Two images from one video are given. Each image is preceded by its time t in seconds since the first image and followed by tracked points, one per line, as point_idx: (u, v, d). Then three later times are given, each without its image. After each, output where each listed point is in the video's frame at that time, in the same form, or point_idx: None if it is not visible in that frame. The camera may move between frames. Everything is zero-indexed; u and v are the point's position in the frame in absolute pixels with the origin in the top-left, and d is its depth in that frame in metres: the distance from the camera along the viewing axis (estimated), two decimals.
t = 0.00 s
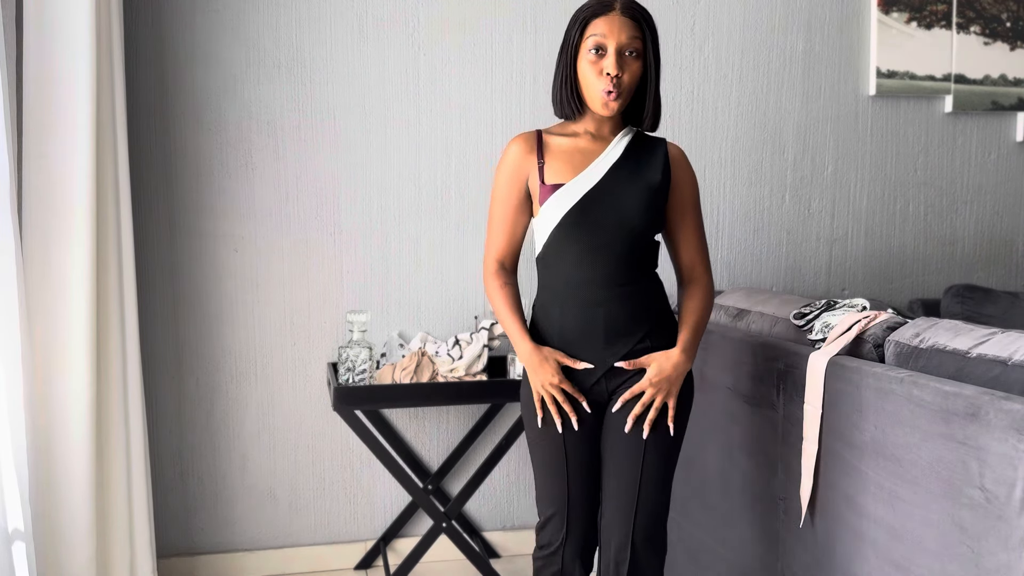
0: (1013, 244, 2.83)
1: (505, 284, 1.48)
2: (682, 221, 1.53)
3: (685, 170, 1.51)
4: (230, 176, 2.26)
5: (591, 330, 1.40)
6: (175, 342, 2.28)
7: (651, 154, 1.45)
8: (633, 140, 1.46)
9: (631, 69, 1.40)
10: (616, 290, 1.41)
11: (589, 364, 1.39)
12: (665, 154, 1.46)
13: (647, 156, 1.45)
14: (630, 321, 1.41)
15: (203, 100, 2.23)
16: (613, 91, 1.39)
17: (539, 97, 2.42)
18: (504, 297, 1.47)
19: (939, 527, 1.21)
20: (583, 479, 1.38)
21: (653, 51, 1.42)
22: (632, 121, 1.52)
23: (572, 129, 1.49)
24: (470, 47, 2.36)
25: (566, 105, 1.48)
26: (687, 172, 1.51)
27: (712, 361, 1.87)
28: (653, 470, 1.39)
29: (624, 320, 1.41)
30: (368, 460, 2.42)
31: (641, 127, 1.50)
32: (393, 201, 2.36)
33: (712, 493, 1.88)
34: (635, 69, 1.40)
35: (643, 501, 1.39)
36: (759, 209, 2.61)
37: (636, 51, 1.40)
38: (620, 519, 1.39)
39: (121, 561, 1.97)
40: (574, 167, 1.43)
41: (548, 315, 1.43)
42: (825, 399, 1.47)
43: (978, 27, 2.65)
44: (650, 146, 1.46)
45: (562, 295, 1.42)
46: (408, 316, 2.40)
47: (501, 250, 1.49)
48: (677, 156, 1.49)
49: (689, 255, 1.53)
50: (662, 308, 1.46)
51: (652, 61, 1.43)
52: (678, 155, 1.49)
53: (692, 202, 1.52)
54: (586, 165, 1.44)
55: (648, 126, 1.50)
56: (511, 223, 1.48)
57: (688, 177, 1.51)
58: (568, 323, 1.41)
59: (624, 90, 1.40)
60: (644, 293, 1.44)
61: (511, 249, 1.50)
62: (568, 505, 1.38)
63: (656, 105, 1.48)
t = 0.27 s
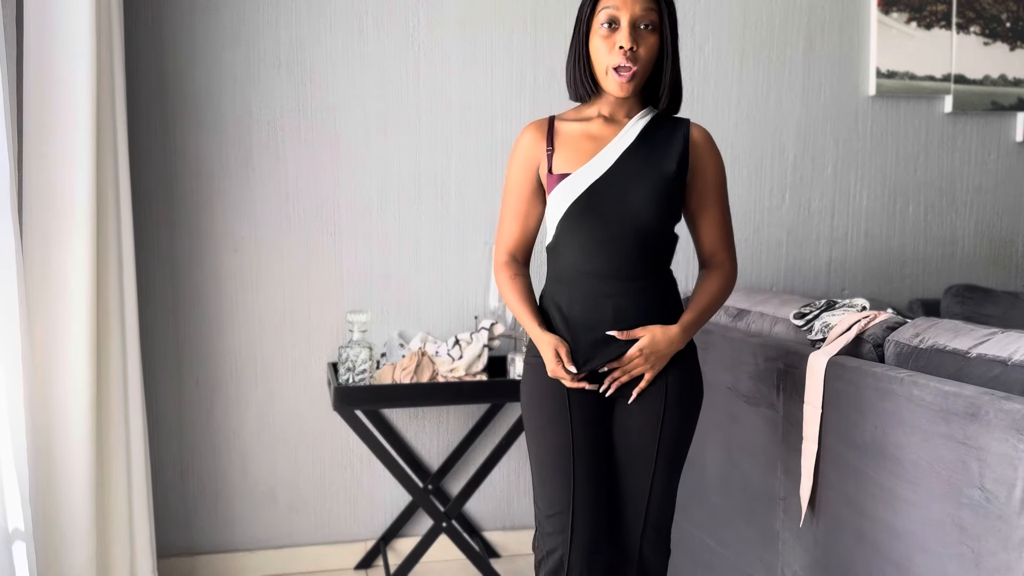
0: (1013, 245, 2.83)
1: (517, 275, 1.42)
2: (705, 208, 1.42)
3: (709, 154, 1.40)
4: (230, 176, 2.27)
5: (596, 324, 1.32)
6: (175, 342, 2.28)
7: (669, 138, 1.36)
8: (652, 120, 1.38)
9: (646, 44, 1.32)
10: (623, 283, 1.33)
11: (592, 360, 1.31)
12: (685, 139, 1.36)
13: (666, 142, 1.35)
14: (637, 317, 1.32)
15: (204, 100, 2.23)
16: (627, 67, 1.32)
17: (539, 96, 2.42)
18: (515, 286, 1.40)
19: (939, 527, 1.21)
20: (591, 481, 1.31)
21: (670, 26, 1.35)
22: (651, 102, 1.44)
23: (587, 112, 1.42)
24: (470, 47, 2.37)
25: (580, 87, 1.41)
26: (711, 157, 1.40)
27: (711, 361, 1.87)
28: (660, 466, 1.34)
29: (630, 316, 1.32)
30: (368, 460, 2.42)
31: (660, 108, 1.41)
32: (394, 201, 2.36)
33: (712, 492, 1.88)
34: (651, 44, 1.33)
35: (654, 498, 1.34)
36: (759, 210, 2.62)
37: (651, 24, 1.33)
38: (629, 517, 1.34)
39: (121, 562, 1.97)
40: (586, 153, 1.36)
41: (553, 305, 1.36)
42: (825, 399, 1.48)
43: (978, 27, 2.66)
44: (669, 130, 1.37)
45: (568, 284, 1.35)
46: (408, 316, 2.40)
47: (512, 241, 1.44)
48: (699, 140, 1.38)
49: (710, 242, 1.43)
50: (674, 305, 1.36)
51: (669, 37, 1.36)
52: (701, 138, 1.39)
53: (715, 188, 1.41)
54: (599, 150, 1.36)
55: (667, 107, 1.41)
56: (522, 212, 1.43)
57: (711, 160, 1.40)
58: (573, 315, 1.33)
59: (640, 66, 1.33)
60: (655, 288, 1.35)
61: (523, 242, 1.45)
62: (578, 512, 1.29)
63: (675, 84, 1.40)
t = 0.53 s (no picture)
0: (1013, 245, 2.83)
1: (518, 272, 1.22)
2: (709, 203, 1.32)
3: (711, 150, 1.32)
4: (230, 177, 2.26)
5: (612, 333, 1.20)
6: (174, 343, 2.27)
7: (678, 131, 1.26)
8: (656, 113, 1.27)
9: (648, 31, 1.22)
10: (642, 286, 1.21)
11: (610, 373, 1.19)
12: (693, 132, 1.27)
13: (676, 134, 1.25)
14: (656, 323, 1.22)
15: (204, 100, 2.23)
16: (628, 55, 1.22)
17: (540, 96, 2.42)
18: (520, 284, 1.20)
19: (939, 527, 1.21)
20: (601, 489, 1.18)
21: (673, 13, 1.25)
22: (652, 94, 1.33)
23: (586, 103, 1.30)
24: (471, 47, 2.37)
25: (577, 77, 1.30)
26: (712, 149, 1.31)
27: (712, 361, 1.87)
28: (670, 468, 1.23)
29: (649, 321, 1.21)
30: (368, 460, 2.42)
31: (660, 99, 1.30)
32: (394, 201, 2.36)
33: (712, 492, 1.88)
34: (653, 32, 1.23)
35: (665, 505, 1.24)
36: (758, 210, 2.62)
37: (654, 11, 1.23)
38: (636, 517, 1.24)
39: (121, 562, 1.97)
40: (594, 145, 1.23)
41: (561, 312, 1.22)
42: (824, 399, 1.47)
43: (978, 27, 2.65)
44: (676, 123, 1.27)
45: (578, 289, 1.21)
46: (408, 316, 2.40)
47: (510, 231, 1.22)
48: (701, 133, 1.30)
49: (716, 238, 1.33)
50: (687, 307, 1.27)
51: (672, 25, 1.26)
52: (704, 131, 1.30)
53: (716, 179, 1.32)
54: (607, 143, 1.23)
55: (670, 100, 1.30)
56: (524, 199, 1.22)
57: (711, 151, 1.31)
58: (585, 323, 1.20)
59: (641, 55, 1.23)
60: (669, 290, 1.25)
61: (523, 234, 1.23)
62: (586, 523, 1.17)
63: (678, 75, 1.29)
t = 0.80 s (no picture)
0: (1013, 245, 2.82)
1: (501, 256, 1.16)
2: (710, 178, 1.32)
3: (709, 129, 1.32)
4: (229, 177, 2.26)
5: (616, 327, 1.16)
6: (174, 343, 2.27)
7: (681, 112, 1.21)
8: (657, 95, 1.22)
9: (648, 10, 1.18)
10: (646, 277, 1.17)
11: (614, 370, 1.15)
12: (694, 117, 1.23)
13: (678, 117, 1.21)
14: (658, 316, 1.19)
15: (204, 100, 2.23)
16: (628, 34, 1.17)
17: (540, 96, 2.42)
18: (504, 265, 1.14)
19: (939, 527, 1.21)
20: (595, 492, 1.16)
21: None
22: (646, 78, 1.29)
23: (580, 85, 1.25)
24: (471, 47, 2.36)
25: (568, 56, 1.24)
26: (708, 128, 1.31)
27: (712, 361, 1.87)
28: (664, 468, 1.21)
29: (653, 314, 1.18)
30: (368, 460, 2.42)
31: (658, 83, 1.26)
32: (394, 201, 2.36)
33: (712, 492, 1.88)
34: (653, 11, 1.19)
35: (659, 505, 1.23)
36: (759, 210, 2.61)
37: None
38: (630, 517, 1.22)
39: (121, 562, 1.96)
40: (593, 125, 1.18)
41: (561, 301, 1.17)
42: (825, 398, 1.47)
43: (978, 27, 2.65)
44: (677, 105, 1.22)
45: (581, 282, 1.17)
46: (408, 316, 2.40)
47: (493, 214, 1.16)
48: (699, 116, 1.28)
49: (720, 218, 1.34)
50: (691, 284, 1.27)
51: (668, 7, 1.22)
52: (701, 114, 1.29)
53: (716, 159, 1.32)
54: (607, 125, 1.18)
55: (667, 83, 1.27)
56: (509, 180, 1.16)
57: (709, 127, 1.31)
58: (589, 317, 1.16)
59: (640, 34, 1.19)
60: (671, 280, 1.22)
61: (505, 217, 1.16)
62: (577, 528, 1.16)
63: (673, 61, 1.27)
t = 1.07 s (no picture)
0: (1013, 245, 2.82)
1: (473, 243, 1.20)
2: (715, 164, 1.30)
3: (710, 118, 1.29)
4: (229, 176, 2.26)
5: (613, 327, 1.16)
6: (173, 342, 2.27)
7: (678, 107, 1.20)
8: (654, 88, 1.22)
9: (646, 3, 1.18)
10: (643, 276, 1.17)
11: (610, 371, 1.15)
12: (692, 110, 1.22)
13: (676, 111, 1.20)
14: (655, 315, 1.18)
15: (203, 100, 2.23)
16: (625, 28, 1.17)
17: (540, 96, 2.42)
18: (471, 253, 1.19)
19: (940, 527, 1.21)
20: (589, 503, 1.15)
21: None
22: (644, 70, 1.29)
23: (576, 77, 1.24)
24: (471, 46, 2.36)
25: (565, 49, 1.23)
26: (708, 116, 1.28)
27: (712, 361, 1.87)
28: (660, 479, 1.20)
29: (649, 314, 1.18)
30: (368, 460, 2.42)
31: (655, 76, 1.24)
32: (394, 201, 2.36)
33: (712, 492, 1.88)
34: (651, 5, 1.19)
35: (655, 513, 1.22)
36: (759, 210, 2.61)
37: None
38: (627, 519, 1.22)
39: (121, 563, 1.96)
40: (589, 119, 1.17)
41: (558, 299, 1.17)
42: (825, 399, 1.47)
43: (978, 27, 2.65)
44: (675, 98, 1.21)
45: (577, 281, 1.16)
46: (408, 316, 2.40)
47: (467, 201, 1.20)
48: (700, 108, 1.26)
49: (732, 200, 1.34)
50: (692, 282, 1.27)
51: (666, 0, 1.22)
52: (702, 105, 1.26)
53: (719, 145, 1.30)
54: (603, 121, 1.18)
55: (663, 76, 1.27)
56: (489, 170, 1.18)
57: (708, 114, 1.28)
58: (585, 317, 1.15)
59: (638, 28, 1.18)
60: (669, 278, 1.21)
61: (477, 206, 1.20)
62: (569, 541, 1.15)
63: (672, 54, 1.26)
